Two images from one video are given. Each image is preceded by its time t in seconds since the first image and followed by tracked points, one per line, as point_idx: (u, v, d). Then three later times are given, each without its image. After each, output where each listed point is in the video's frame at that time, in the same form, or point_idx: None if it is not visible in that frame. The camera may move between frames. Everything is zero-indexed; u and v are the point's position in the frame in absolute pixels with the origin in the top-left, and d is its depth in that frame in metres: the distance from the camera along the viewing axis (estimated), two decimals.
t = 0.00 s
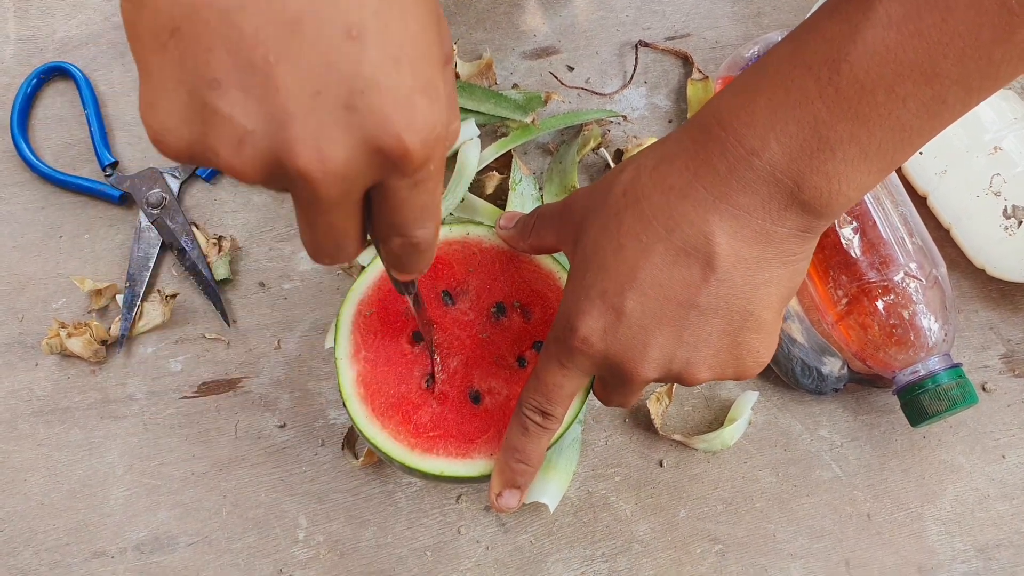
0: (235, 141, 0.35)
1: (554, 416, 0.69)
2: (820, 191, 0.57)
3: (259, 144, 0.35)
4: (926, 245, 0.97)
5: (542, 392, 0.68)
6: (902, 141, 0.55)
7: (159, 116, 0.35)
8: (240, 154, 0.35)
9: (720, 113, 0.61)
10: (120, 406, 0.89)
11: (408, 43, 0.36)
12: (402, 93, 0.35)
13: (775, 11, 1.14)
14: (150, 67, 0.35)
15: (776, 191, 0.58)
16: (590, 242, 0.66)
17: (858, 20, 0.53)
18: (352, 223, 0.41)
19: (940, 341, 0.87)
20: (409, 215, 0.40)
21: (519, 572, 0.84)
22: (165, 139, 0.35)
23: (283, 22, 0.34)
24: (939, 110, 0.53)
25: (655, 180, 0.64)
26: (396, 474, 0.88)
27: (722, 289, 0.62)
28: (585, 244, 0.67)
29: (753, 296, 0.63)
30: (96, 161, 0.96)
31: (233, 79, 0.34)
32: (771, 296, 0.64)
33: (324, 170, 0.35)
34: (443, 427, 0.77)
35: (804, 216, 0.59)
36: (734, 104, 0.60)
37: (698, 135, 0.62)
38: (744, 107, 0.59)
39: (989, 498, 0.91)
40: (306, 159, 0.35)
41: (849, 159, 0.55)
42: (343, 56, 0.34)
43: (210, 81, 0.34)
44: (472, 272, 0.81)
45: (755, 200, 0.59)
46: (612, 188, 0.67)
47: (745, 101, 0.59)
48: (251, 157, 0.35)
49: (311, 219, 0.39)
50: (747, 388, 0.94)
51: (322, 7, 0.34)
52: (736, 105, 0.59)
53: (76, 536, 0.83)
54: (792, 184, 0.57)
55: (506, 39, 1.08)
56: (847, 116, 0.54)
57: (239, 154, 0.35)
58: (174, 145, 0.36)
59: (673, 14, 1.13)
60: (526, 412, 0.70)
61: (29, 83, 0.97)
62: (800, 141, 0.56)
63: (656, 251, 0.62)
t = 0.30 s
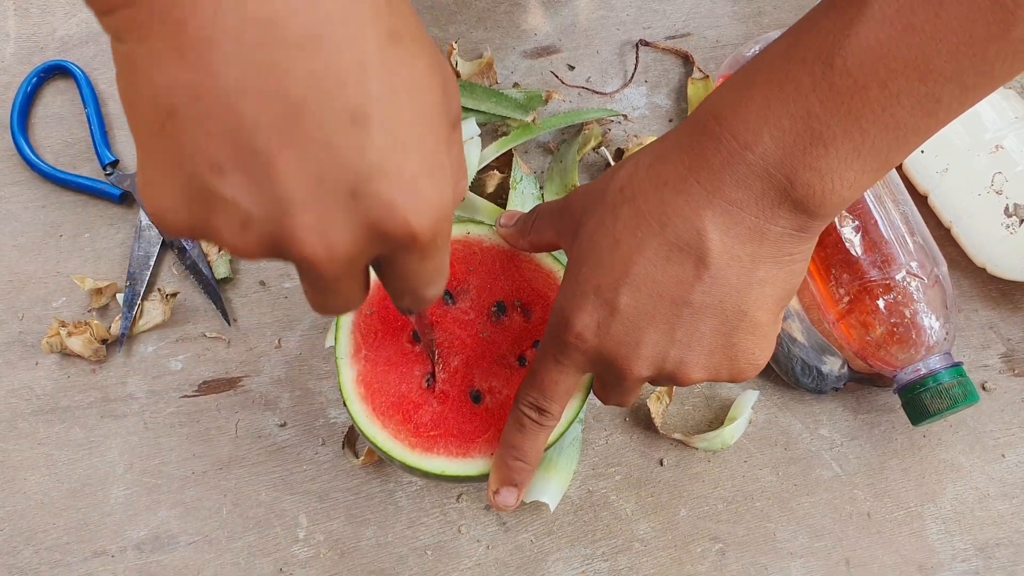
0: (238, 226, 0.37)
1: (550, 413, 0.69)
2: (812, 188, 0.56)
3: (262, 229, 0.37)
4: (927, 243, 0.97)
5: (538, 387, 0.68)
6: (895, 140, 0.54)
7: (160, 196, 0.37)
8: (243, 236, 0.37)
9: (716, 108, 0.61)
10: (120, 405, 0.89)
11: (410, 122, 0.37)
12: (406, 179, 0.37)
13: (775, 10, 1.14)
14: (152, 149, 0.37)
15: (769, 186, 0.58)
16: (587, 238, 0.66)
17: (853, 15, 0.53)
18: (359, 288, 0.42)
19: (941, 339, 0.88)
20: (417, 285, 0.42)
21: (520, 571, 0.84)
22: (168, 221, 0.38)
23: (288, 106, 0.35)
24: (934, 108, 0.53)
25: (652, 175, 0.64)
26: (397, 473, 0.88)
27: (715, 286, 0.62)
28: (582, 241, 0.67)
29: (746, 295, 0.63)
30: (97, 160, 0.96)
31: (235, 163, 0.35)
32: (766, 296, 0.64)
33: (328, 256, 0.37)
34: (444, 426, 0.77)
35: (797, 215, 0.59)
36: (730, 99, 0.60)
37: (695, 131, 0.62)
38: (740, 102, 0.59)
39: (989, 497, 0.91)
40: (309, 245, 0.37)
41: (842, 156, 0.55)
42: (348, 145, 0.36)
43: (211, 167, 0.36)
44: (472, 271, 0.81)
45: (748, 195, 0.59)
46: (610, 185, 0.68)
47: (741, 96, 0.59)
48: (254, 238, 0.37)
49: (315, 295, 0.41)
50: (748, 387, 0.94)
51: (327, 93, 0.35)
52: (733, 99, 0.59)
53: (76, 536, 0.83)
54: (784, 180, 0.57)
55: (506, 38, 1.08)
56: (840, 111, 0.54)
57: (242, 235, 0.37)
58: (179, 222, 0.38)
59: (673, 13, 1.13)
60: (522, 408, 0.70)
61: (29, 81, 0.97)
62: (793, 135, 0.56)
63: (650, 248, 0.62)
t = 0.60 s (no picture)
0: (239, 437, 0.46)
1: (543, 409, 0.70)
2: (800, 183, 0.56)
3: (259, 446, 0.46)
4: (927, 242, 0.97)
5: (531, 382, 0.69)
6: (884, 136, 0.53)
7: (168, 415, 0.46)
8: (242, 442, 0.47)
9: (707, 101, 0.61)
10: (120, 406, 0.89)
11: (398, 364, 0.45)
12: (393, 412, 0.45)
13: (775, 10, 1.14)
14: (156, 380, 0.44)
15: (756, 180, 0.58)
16: (576, 233, 0.67)
17: (845, 9, 0.52)
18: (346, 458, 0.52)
19: (942, 339, 0.88)
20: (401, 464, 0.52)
21: (521, 571, 0.84)
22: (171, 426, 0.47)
23: (287, 369, 0.42)
24: (923, 104, 0.52)
25: (642, 168, 0.64)
26: (398, 473, 0.88)
27: (702, 281, 0.62)
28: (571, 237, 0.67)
29: (734, 291, 0.62)
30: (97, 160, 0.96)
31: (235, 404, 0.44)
32: (755, 293, 0.63)
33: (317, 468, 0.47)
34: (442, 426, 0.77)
35: (784, 210, 0.58)
36: (721, 92, 0.60)
37: (686, 124, 0.62)
38: (730, 95, 0.59)
39: (990, 496, 0.91)
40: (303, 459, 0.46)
41: (829, 150, 0.54)
42: (341, 392, 0.43)
43: (212, 401, 0.44)
44: (471, 270, 0.81)
45: (735, 188, 0.59)
46: (601, 179, 0.68)
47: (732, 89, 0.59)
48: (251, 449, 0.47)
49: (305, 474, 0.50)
50: (749, 386, 0.94)
51: (323, 355, 0.42)
52: (724, 92, 0.59)
53: (77, 536, 0.83)
54: (772, 172, 0.57)
55: (506, 38, 1.08)
56: (828, 105, 0.53)
57: (242, 444, 0.47)
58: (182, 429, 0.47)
59: (673, 12, 1.13)
60: (515, 404, 0.71)
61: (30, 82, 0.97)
62: (781, 128, 0.55)
63: (637, 242, 0.62)
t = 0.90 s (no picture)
0: (262, 296, 0.44)
1: (544, 411, 0.69)
2: (797, 183, 0.56)
3: (281, 306, 0.44)
4: (927, 242, 0.97)
5: (530, 385, 0.69)
6: (882, 136, 0.54)
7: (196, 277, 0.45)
8: (265, 302, 0.45)
9: (702, 102, 0.61)
10: (120, 406, 0.89)
11: (412, 213, 0.44)
12: (410, 262, 0.44)
13: (775, 10, 1.15)
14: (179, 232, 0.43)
15: (752, 181, 0.58)
16: (574, 236, 0.67)
17: (840, 9, 0.53)
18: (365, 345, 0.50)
19: (942, 338, 0.88)
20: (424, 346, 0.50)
21: (521, 570, 0.84)
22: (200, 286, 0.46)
23: (306, 207, 0.41)
24: (921, 104, 0.52)
25: (638, 170, 0.64)
26: (398, 473, 0.88)
27: (699, 282, 0.62)
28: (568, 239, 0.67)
29: (731, 292, 0.62)
30: (97, 160, 0.96)
31: (254, 252, 0.42)
32: (751, 293, 0.63)
33: (335, 332, 0.45)
34: (443, 426, 0.77)
35: (781, 211, 0.58)
36: (717, 93, 0.60)
37: (681, 125, 0.62)
38: (726, 95, 0.59)
39: (990, 495, 0.91)
40: (325, 314, 0.44)
41: (827, 151, 0.54)
42: (360, 237, 0.42)
43: (234, 251, 0.42)
44: (473, 270, 0.81)
45: (730, 190, 0.59)
46: (598, 181, 0.69)
47: (728, 90, 0.59)
48: (273, 309, 0.45)
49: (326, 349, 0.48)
50: (749, 386, 0.94)
51: (341, 191, 0.41)
52: (719, 93, 0.60)
53: (76, 536, 0.83)
54: (768, 174, 0.57)
55: (506, 38, 1.09)
56: (825, 105, 0.53)
57: (265, 305, 0.45)
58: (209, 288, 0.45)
59: (673, 12, 1.13)
60: (516, 406, 0.71)
61: (29, 83, 0.97)
62: (778, 129, 0.56)
63: (631, 244, 0.62)
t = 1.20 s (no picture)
0: (274, 186, 0.42)
1: (544, 410, 0.69)
2: (796, 181, 0.56)
3: (293, 195, 0.42)
4: (927, 242, 0.97)
5: (528, 383, 0.68)
6: (881, 134, 0.54)
7: (207, 174, 0.43)
8: (276, 192, 0.42)
9: (701, 100, 0.61)
10: (121, 405, 0.89)
11: (422, 94, 0.42)
12: (422, 141, 0.42)
13: (774, 10, 1.15)
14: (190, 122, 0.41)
15: (751, 178, 0.58)
16: (574, 235, 0.67)
17: (840, 6, 0.53)
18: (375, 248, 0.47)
19: (942, 338, 0.88)
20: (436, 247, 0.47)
21: (521, 571, 0.84)
22: (213, 187, 0.44)
23: (317, 81, 0.40)
24: (920, 101, 0.53)
25: (638, 168, 0.64)
26: (398, 473, 0.88)
27: (699, 281, 0.62)
28: (568, 237, 0.68)
29: (730, 291, 0.62)
30: (97, 160, 0.97)
31: (266, 131, 0.40)
32: (750, 293, 0.63)
33: (349, 220, 0.42)
34: (442, 425, 0.77)
35: (780, 209, 0.59)
36: (716, 90, 0.60)
37: (680, 122, 0.62)
38: (725, 92, 0.59)
39: (991, 495, 0.91)
40: (337, 197, 0.42)
41: (826, 148, 0.55)
42: (371, 112, 0.41)
43: (250, 137, 0.40)
44: (473, 269, 0.81)
45: (730, 187, 0.59)
46: (597, 180, 0.68)
47: (726, 87, 0.59)
48: (286, 199, 0.42)
49: (335, 251, 0.45)
50: (749, 386, 0.94)
51: (351, 67, 0.40)
52: (718, 91, 0.60)
53: (76, 536, 0.83)
54: (767, 171, 0.57)
55: (506, 39, 1.09)
56: (824, 101, 0.54)
57: (277, 197, 0.42)
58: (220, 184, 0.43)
59: (673, 13, 1.13)
60: (516, 405, 0.70)
61: (29, 83, 0.97)
62: (777, 126, 0.56)
63: (631, 240, 0.62)
